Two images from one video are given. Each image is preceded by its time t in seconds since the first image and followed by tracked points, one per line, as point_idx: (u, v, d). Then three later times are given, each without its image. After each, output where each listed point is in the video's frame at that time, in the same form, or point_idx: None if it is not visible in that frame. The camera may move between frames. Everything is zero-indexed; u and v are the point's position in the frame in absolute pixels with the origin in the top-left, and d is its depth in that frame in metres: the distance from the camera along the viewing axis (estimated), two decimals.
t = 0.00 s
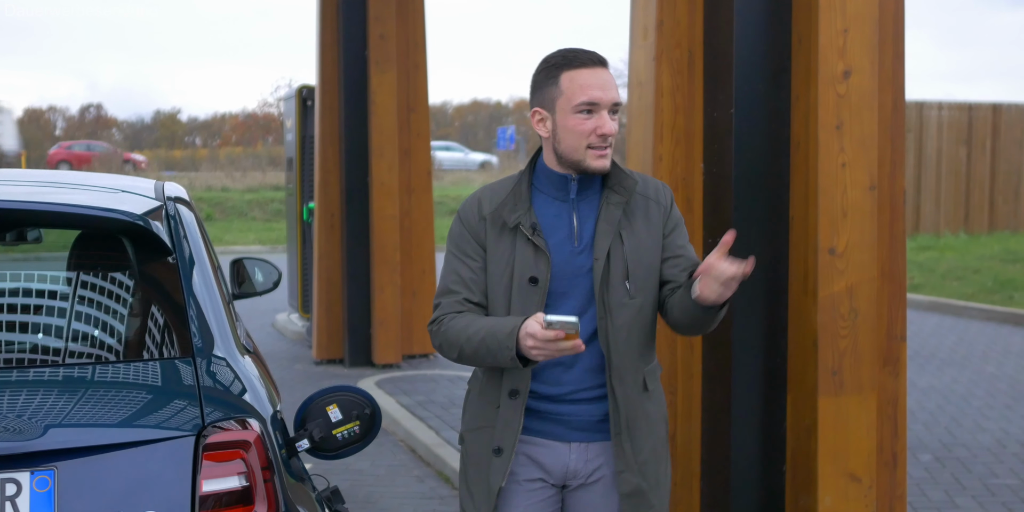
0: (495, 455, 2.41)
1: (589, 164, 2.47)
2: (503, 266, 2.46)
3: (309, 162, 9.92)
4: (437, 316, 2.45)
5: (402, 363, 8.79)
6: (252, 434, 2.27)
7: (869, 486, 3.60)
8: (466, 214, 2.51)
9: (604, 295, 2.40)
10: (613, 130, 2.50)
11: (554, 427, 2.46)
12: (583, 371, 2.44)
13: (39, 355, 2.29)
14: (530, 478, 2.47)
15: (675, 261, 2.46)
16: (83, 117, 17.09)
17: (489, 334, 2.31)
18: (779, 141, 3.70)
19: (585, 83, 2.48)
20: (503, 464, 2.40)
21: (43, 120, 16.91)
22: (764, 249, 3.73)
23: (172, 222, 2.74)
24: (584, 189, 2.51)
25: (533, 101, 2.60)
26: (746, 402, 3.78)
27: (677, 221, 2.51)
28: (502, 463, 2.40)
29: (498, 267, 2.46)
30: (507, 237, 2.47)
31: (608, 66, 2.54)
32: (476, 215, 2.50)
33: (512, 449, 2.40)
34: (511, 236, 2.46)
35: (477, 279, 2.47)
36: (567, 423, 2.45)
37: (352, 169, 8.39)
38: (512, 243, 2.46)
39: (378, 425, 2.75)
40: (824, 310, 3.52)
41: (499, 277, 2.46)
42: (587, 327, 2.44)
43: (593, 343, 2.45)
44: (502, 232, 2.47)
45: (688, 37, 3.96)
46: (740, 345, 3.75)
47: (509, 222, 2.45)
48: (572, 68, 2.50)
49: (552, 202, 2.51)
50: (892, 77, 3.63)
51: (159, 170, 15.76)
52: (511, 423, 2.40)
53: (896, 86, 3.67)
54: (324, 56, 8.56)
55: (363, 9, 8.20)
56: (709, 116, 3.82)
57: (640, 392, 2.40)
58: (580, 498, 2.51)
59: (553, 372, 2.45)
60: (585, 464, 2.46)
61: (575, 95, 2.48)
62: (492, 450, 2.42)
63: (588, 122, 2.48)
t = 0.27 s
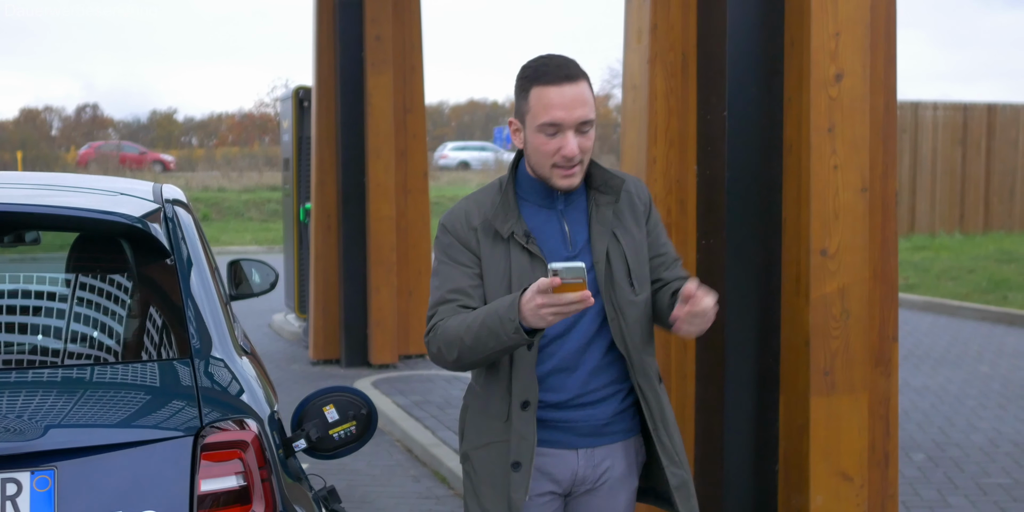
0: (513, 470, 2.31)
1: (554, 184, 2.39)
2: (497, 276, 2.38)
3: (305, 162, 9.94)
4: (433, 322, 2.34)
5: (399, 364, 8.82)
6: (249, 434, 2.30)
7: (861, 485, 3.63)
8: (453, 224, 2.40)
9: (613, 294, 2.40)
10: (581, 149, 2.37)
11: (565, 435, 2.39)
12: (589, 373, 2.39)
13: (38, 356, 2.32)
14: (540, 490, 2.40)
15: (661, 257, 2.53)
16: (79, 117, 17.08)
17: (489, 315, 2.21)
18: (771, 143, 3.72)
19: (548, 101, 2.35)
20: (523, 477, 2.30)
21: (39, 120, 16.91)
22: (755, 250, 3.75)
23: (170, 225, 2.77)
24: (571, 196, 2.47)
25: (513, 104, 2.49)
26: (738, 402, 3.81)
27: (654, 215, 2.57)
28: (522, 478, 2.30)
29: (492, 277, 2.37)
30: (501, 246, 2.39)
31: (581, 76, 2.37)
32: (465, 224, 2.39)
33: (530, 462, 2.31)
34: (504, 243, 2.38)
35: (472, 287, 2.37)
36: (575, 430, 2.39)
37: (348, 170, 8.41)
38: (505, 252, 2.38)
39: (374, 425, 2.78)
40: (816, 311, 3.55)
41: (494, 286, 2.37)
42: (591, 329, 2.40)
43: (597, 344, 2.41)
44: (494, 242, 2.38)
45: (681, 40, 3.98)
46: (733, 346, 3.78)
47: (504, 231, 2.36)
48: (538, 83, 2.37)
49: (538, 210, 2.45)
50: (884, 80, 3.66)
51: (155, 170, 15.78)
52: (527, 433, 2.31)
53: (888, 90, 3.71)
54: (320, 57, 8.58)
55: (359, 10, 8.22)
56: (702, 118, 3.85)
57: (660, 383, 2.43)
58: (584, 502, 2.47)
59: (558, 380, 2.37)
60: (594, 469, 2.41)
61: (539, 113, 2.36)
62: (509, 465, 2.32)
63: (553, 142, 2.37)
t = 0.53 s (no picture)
0: (503, 476, 2.34)
1: (533, 191, 2.40)
2: (482, 278, 2.39)
3: (296, 163, 9.97)
4: (416, 326, 2.35)
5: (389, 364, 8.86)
6: (243, 433, 2.34)
7: (846, 481, 3.69)
8: (436, 226, 2.40)
9: (594, 301, 2.46)
10: (559, 158, 2.37)
11: (550, 440, 2.43)
12: (574, 378, 2.43)
13: (35, 357, 2.36)
14: (531, 497, 2.43)
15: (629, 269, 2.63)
16: (68, 117, 17.03)
17: (477, 312, 2.23)
18: (758, 146, 3.79)
19: (526, 110, 2.35)
20: (512, 481, 2.33)
21: (27, 121, 16.84)
22: (742, 251, 3.80)
23: (165, 226, 2.81)
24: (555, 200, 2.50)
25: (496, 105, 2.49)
26: (726, 402, 3.85)
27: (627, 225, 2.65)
28: (512, 483, 2.34)
29: (477, 279, 2.39)
30: (485, 248, 2.40)
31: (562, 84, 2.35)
32: (448, 226, 2.40)
33: (519, 467, 2.34)
34: (489, 245, 2.40)
35: (456, 288, 2.38)
36: (562, 434, 2.43)
37: (339, 171, 8.45)
38: (491, 255, 2.40)
39: (367, 425, 2.81)
40: (802, 310, 3.61)
41: (478, 288, 2.39)
42: (574, 334, 2.45)
43: (581, 349, 2.46)
44: (479, 244, 2.40)
45: (669, 44, 4.02)
46: (721, 345, 3.84)
47: (488, 233, 2.37)
48: (518, 90, 2.36)
49: (522, 212, 2.47)
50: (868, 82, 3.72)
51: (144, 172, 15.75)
52: (516, 439, 2.34)
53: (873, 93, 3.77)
54: (311, 58, 8.61)
55: (350, 11, 8.25)
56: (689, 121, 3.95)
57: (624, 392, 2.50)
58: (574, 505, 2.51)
59: (546, 384, 2.41)
60: (583, 472, 2.45)
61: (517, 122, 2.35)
62: (498, 471, 2.34)
63: (532, 150, 2.37)
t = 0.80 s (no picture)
0: (486, 491, 2.33)
1: (524, 204, 2.41)
2: (473, 292, 2.39)
3: (280, 163, 9.97)
4: (410, 343, 2.33)
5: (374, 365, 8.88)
6: (239, 434, 2.37)
7: (828, 478, 3.74)
8: (427, 239, 2.40)
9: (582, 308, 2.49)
10: (551, 173, 2.38)
11: (540, 447, 2.45)
12: (562, 386, 2.46)
13: (28, 359, 2.38)
14: (520, 504, 2.46)
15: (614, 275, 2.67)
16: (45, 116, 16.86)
17: (476, 326, 2.22)
18: (744, 151, 3.85)
19: (520, 124, 2.35)
20: (496, 497, 2.33)
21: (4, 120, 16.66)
22: (728, 253, 3.88)
23: (159, 229, 2.84)
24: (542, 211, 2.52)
25: (486, 117, 2.48)
26: (712, 399, 3.93)
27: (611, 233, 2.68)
28: (495, 498, 2.33)
29: (467, 294, 2.38)
30: (476, 262, 2.40)
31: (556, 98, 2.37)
32: (439, 239, 2.40)
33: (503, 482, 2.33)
34: (480, 259, 2.40)
35: (448, 303, 2.37)
36: (550, 441, 2.46)
37: (324, 172, 8.46)
38: (481, 269, 2.40)
39: (359, 424, 2.86)
40: (785, 311, 3.67)
41: (470, 301, 2.38)
42: (562, 343, 2.47)
43: (568, 358, 2.48)
44: (470, 257, 2.40)
45: (657, 50, 4.05)
46: (706, 344, 3.90)
47: (480, 247, 2.37)
48: (512, 104, 2.36)
49: (511, 224, 2.48)
50: (850, 87, 3.79)
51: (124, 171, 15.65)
52: (500, 454, 2.33)
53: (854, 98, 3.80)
54: (297, 59, 8.62)
55: (335, 12, 8.27)
56: (676, 126, 4.02)
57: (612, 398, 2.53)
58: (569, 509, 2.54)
59: (535, 393, 2.42)
60: (572, 477, 2.48)
61: (511, 136, 2.36)
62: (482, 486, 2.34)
63: (525, 164, 2.37)
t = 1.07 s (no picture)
0: (459, 498, 2.37)
1: (498, 212, 2.46)
2: (446, 298, 2.43)
3: (222, 164, 9.86)
4: (385, 351, 2.36)
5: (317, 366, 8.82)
6: (195, 434, 2.36)
7: (773, 472, 3.83)
8: (399, 246, 2.43)
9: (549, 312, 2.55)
10: (527, 182, 2.43)
11: (510, 449, 2.50)
12: (529, 388, 2.52)
13: None
14: (490, 505, 2.50)
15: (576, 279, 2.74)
16: None
17: (455, 334, 2.27)
18: (693, 152, 3.97)
19: (498, 134, 2.39)
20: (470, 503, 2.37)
21: None
22: (677, 253, 3.99)
23: (112, 229, 2.83)
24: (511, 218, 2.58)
25: (462, 124, 2.53)
26: (660, 395, 4.06)
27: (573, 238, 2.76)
28: (468, 504, 2.37)
29: (440, 301, 2.42)
30: (449, 269, 2.45)
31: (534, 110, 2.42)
32: (411, 246, 2.43)
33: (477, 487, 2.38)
34: (452, 265, 2.44)
35: (422, 310, 2.40)
36: (519, 441, 2.51)
37: (268, 172, 8.40)
38: (454, 275, 2.44)
39: (315, 424, 2.85)
40: (733, 310, 3.76)
41: (443, 308, 2.42)
42: (529, 346, 2.53)
43: (534, 360, 2.55)
44: (442, 264, 2.44)
45: (608, 53, 4.10)
46: (655, 342, 4.01)
47: (453, 254, 2.42)
48: (491, 113, 2.40)
49: (481, 231, 2.53)
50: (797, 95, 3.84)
51: (58, 171, 15.29)
52: (474, 461, 2.37)
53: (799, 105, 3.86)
54: (240, 58, 8.55)
55: (280, 12, 8.23)
56: (626, 130, 4.10)
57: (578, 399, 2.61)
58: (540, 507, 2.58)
59: (504, 396, 2.47)
60: (541, 477, 2.54)
61: (488, 145, 2.40)
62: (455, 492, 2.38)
63: (500, 172, 2.42)
